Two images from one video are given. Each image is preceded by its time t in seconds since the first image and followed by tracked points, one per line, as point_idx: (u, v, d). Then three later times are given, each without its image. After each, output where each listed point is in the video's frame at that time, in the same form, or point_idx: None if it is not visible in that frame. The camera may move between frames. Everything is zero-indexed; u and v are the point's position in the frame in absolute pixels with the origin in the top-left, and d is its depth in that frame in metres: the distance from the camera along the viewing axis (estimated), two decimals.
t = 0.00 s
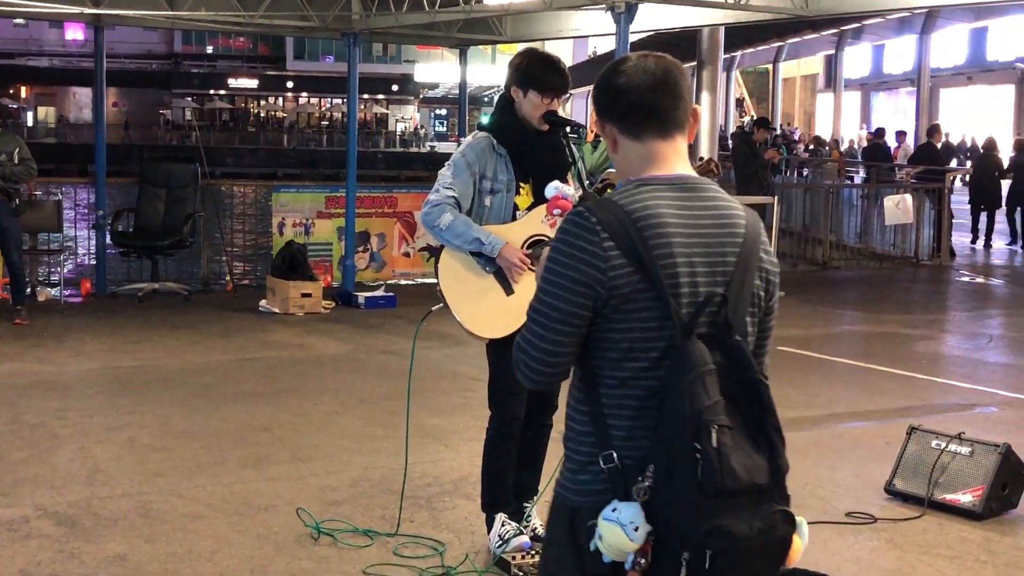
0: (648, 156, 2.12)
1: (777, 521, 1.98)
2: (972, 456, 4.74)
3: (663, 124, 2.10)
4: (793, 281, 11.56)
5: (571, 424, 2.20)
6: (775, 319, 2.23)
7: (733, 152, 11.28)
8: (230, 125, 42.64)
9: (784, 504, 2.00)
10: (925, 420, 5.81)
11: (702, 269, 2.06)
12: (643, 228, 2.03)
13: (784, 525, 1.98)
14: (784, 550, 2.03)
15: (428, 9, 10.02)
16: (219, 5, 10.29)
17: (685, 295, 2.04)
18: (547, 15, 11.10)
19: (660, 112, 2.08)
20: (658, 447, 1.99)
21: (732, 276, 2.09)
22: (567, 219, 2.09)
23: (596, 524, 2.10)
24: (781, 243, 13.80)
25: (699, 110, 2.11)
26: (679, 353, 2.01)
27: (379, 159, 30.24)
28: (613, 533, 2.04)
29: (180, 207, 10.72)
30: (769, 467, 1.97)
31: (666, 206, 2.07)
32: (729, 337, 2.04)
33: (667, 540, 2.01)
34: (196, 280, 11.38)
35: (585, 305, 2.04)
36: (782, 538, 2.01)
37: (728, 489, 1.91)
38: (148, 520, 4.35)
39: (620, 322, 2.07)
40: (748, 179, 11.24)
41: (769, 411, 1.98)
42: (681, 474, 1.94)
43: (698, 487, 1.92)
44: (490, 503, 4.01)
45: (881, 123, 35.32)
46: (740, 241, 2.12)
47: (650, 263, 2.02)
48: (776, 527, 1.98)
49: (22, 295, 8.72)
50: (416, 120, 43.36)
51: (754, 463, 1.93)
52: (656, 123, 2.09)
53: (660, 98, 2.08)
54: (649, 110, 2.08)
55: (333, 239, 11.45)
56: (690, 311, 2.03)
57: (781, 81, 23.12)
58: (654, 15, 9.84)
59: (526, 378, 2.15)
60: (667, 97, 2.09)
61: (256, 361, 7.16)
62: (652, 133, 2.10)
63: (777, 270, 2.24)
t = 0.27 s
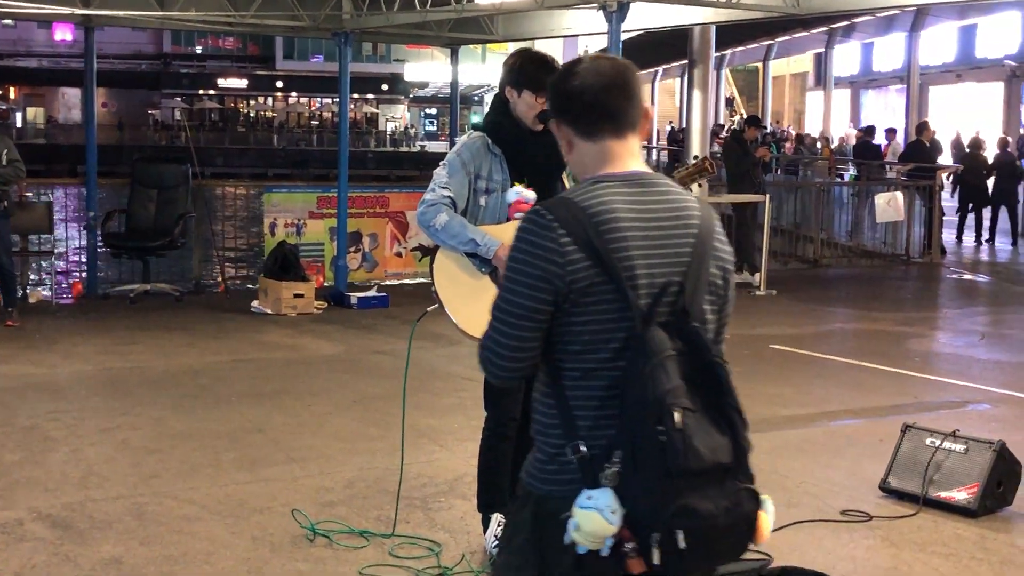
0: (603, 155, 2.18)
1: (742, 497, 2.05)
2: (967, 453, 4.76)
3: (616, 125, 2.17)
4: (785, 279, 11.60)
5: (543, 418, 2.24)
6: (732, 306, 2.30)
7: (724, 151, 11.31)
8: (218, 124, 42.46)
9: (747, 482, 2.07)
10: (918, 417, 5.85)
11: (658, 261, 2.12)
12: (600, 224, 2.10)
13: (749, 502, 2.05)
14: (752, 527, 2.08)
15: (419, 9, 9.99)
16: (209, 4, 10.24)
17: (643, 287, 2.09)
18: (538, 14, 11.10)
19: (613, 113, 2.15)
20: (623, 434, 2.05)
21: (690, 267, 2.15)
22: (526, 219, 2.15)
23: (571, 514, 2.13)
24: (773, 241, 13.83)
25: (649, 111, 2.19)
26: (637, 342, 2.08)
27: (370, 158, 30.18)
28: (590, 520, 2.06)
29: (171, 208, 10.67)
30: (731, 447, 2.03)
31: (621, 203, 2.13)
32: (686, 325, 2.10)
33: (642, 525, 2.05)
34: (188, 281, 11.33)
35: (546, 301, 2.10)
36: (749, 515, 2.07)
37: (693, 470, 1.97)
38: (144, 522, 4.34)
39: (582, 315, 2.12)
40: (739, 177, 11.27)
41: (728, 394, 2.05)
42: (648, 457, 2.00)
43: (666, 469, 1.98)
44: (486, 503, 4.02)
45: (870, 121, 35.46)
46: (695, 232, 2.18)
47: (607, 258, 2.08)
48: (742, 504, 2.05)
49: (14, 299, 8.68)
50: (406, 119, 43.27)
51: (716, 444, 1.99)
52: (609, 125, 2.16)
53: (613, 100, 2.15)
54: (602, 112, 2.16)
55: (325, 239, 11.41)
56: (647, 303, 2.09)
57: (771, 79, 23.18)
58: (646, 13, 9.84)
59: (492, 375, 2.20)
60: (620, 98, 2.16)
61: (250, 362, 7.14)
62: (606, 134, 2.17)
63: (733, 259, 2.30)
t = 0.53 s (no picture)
0: (528, 156, 2.10)
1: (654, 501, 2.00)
2: (960, 450, 4.76)
3: (540, 126, 2.10)
4: (779, 276, 11.60)
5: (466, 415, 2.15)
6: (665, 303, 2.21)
7: (718, 148, 11.30)
8: (212, 121, 42.36)
9: (663, 485, 2.02)
10: (911, 415, 5.84)
11: (581, 259, 2.03)
12: (518, 222, 2.01)
13: (658, 504, 2.00)
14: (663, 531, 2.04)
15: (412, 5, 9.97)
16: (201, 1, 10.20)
17: (563, 288, 2.01)
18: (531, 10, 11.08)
19: (535, 113, 2.08)
20: (534, 435, 1.99)
21: (613, 265, 2.06)
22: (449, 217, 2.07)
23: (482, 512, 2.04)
24: (767, 238, 13.83)
25: (572, 109, 2.12)
26: (554, 345, 2.00)
27: (363, 154, 30.16)
28: (498, 520, 1.98)
29: (163, 205, 10.63)
30: (643, 452, 1.99)
31: (541, 200, 2.04)
32: (606, 326, 2.03)
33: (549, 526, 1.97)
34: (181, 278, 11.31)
35: (463, 303, 2.03)
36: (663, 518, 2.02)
37: (600, 473, 1.93)
38: (135, 521, 4.32)
39: (501, 316, 2.04)
40: (733, 174, 11.25)
41: (642, 398, 2.00)
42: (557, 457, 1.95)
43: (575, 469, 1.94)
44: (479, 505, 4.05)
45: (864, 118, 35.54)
46: (621, 228, 2.09)
47: (525, 258, 2.01)
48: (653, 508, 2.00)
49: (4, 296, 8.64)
50: (399, 116, 43.25)
51: (625, 448, 1.96)
52: (531, 125, 2.09)
53: (535, 99, 2.08)
54: (524, 113, 2.09)
55: (318, 236, 11.40)
56: (566, 304, 2.01)
57: (764, 76, 23.18)
58: (639, 10, 9.82)
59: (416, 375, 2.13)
60: (542, 97, 2.09)
61: (242, 359, 7.12)
62: (530, 135, 2.10)
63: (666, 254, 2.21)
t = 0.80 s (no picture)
0: (458, 147, 2.22)
1: (590, 473, 2.19)
2: (959, 447, 4.88)
3: (467, 117, 2.20)
4: (779, 271, 11.58)
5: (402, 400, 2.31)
6: (595, 280, 2.36)
7: (719, 142, 11.28)
8: (217, 115, 42.44)
9: (596, 456, 2.21)
10: (909, 409, 5.84)
11: (514, 247, 2.18)
12: (453, 212, 2.14)
13: (594, 477, 2.18)
14: (600, 499, 2.23)
15: None
16: None
17: (497, 272, 2.15)
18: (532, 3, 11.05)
19: (462, 106, 2.19)
20: (472, 418, 2.15)
21: (545, 249, 2.21)
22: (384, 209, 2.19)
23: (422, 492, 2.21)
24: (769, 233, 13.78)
25: (500, 99, 2.23)
26: (491, 327, 2.15)
27: (366, 149, 30.16)
28: (435, 499, 2.14)
29: (164, 199, 10.64)
30: (579, 426, 2.16)
31: (474, 190, 2.18)
32: (539, 310, 2.18)
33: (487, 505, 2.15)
34: (181, 272, 11.36)
35: (401, 290, 2.15)
36: (596, 488, 2.21)
37: (539, 450, 2.09)
38: (132, 514, 4.34)
39: (439, 301, 2.18)
40: (734, 168, 11.23)
41: (576, 374, 2.16)
42: (494, 441, 2.11)
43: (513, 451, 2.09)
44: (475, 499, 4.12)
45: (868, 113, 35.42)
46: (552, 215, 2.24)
47: (460, 247, 2.14)
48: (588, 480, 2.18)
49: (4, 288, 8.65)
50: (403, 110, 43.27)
51: (562, 424, 2.12)
52: (457, 118, 2.20)
53: (463, 93, 2.20)
54: (452, 107, 2.20)
55: (318, 231, 11.37)
56: (500, 288, 2.16)
57: (768, 71, 23.11)
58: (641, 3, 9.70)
59: (353, 363, 2.26)
60: (468, 90, 2.20)
61: (240, 353, 7.14)
62: (456, 128, 2.21)
63: (597, 234, 2.36)
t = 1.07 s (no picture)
0: (414, 139, 2.33)
1: (547, 450, 2.28)
2: (962, 442, 4.89)
3: (422, 109, 2.32)
4: (784, 265, 11.50)
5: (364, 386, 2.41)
6: (546, 266, 2.49)
7: (725, 138, 11.21)
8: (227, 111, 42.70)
9: (553, 434, 2.30)
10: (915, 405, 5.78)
11: (468, 234, 2.29)
12: (409, 202, 2.26)
13: (551, 453, 2.27)
14: (559, 476, 2.32)
15: None
16: None
17: (451, 257, 2.27)
18: None
19: (418, 98, 2.31)
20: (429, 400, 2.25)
21: (500, 236, 2.34)
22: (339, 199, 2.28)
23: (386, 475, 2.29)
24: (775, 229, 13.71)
25: (452, 91, 2.35)
26: (446, 309, 2.26)
27: (373, 145, 30.25)
28: (404, 477, 2.22)
29: (169, 194, 10.68)
30: (535, 404, 2.26)
31: (430, 179, 2.29)
32: (494, 293, 2.29)
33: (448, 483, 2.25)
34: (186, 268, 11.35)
35: (359, 277, 2.26)
36: (554, 464, 2.31)
37: (497, 427, 2.19)
38: (133, 508, 4.37)
39: (395, 288, 2.28)
40: (740, 163, 11.17)
41: (532, 353, 2.26)
42: (451, 420, 2.20)
43: (471, 429, 2.19)
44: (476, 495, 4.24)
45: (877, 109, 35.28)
46: (504, 203, 2.36)
47: (416, 234, 2.25)
48: (545, 456, 2.27)
49: (9, 284, 8.69)
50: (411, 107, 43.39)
51: (518, 401, 2.22)
52: (415, 109, 2.31)
53: (419, 86, 2.31)
54: (408, 98, 2.31)
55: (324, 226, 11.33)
56: (455, 273, 2.27)
57: (775, 66, 22.97)
58: None
59: (312, 351, 2.35)
60: (423, 82, 2.32)
61: (243, 348, 7.18)
62: (411, 119, 2.32)
63: (548, 221, 2.48)
